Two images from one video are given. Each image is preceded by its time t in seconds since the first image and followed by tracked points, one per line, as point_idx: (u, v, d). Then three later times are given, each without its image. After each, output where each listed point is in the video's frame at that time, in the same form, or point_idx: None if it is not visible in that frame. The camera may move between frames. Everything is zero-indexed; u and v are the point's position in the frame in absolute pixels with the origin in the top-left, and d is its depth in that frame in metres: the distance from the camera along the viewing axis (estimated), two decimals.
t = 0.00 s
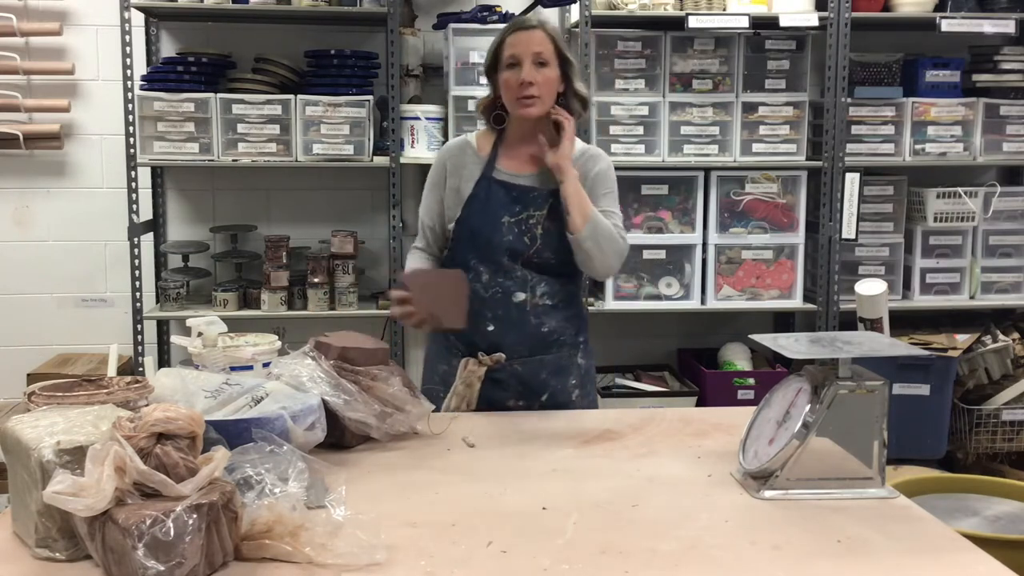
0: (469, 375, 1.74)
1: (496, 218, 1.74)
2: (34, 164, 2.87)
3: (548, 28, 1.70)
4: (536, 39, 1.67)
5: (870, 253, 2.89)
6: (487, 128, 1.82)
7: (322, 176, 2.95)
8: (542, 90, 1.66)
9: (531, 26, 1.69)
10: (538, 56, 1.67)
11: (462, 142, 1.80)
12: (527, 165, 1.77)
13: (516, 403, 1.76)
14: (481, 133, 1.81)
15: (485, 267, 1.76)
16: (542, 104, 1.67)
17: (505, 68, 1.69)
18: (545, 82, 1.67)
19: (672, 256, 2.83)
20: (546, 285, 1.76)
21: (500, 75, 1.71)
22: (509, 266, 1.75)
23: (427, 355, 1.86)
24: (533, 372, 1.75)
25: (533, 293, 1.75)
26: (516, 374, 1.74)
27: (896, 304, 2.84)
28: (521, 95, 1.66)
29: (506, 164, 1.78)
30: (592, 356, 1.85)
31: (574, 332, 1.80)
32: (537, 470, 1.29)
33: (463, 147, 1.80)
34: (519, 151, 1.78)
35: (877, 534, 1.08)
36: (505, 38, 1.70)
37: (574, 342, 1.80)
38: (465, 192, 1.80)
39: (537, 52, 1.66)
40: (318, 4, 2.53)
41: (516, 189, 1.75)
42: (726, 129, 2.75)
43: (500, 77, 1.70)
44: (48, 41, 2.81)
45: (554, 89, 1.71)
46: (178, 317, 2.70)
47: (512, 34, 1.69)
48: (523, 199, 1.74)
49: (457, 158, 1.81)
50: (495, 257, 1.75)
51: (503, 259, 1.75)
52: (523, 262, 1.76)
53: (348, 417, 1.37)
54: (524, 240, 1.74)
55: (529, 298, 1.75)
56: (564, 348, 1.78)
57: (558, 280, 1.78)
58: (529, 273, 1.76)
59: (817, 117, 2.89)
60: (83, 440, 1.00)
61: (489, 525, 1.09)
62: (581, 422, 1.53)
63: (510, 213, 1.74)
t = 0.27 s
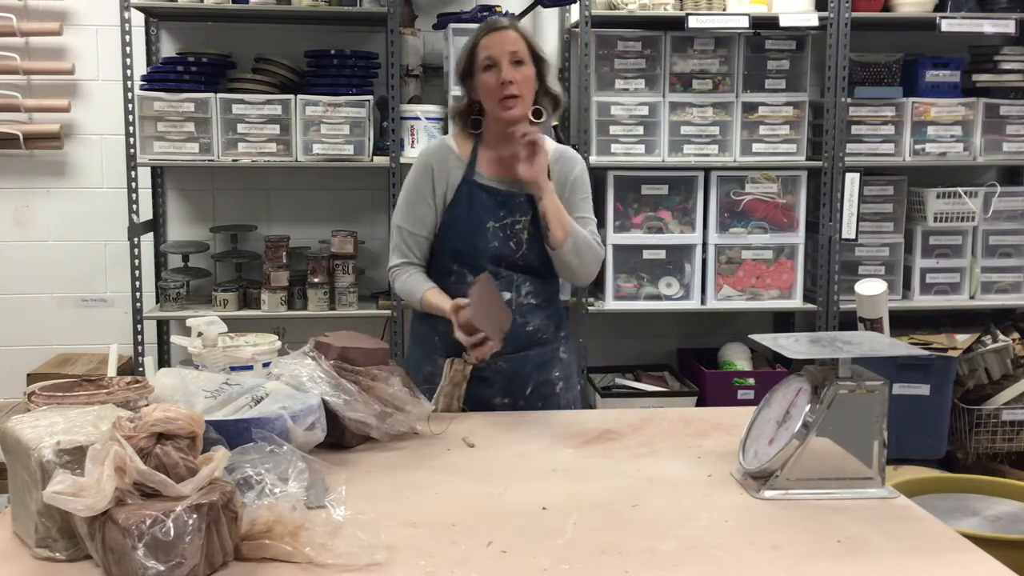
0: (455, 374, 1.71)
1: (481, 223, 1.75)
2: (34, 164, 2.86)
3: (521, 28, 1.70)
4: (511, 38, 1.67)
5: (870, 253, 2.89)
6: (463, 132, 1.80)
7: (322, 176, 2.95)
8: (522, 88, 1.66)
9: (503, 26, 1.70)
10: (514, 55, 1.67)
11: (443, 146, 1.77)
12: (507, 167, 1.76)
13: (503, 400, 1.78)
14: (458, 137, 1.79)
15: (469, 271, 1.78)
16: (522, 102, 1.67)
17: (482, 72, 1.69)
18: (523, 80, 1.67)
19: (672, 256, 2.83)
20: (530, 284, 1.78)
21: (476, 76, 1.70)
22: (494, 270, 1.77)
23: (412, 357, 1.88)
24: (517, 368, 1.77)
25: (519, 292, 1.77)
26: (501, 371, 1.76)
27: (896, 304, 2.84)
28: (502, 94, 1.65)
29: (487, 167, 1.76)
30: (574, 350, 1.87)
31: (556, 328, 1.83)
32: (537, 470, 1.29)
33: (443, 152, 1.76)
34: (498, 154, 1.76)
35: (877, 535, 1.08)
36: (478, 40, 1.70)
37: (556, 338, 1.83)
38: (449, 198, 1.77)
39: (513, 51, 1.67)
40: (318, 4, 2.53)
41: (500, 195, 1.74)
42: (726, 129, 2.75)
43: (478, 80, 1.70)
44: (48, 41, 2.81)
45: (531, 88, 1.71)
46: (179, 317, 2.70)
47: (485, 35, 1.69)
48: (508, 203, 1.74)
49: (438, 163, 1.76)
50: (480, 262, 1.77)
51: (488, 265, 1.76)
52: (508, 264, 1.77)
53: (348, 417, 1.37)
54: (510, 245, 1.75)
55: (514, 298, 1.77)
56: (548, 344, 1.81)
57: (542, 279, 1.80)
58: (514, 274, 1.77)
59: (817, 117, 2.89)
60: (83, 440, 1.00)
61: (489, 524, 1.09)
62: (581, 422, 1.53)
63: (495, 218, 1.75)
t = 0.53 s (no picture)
0: (465, 375, 1.74)
1: (487, 220, 1.76)
2: (34, 164, 2.87)
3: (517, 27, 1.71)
4: (507, 38, 1.69)
5: (870, 253, 2.89)
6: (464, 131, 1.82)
7: (322, 176, 2.95)
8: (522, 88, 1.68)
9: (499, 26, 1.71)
10: (512, 55, 1.68)
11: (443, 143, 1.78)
12: (510, 164, 1.78)
13: (512, 401, 1.77)
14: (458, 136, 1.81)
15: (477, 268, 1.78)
16: (522, 102, 1.70)
17: (481, 72, 1.70)
18: (522, 80, 1.68)
19: (672, 256, 2.83)
20: (539, 282, 1.78)
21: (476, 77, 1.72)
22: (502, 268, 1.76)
23: (417, 356, 1.86)
24: (527, 368, 1.77)
25: (526, 290, 1.77)
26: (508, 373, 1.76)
27: (896, 304, 2.84)
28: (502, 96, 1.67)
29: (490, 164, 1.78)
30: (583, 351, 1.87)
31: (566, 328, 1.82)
32: (537, 470, 1.29)
33: (444, 149, 1.78)
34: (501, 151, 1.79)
35: (877, 535, 1.08)
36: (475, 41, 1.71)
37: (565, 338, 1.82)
38: (452, 194, 1.78)
39: (510, 51, 1.68)
40: (318, 4, 2.53)
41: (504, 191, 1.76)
42: (726, 129, 2.75)
43: (476, 81, 1.71)
44: (48, 41, 2.81)
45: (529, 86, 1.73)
46: (179, 317, 2.70)
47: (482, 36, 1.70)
48: (512, 200, 1.76)
49: (441, 159, 1.77)
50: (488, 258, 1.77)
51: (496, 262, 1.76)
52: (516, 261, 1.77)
53: (348, 418, 1.37)
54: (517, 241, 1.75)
55: (522, 295, 1.77)
56: (557, 345, 1.80)
57: (550, 276, 1.80)
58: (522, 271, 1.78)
59: (817, 117, 2.89)
60: (83, 440, 1.00)
61: (489, 524, 1.09)
62: (582, 423, 1.53)
63: (500, 215, 1.76)
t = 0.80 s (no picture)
0: (485, 373, 1.71)
1: (508, 217, 1.75)
2: (34, 165, 2.87)
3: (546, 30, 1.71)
4: (536, 41, 1.69)
5: (870, 253, 2.89)
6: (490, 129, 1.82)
7: (322, 176, 2.95)
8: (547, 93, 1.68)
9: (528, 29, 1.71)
10: (539, 59, 1.69)
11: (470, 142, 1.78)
12: (533, 165, 1.78)
13: (534, 401, 1.78)
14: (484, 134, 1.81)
15: (497, 267, 1.78)
16: (547, 106, 1.70)
17: (508, 74, 1.71)
18: (548, 84, 1.69)
19: (672, 256, 2.83)
20: (560, 280, 1.78)
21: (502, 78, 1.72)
22: (522, 265, 1.77)
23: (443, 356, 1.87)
24: (550, 368, 1.77)
25: (548, 289, 1.77)
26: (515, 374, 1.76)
27: (896, 304, 2.84)
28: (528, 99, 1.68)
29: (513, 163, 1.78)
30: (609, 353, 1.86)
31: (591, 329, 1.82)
32: (537, 470, 1.29)
33: (471, 147, 1.78)
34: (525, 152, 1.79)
35: (877, 535, 1.08)
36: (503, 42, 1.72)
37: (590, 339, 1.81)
38: (476, 193, 1.77)
39: (537, 55, 1.68)
40: (318, 4, 2.53)
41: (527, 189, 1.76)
42: (726, 129, 2.75)
43: (503, 82, 1.72)
44: (48, 41, 2.81)
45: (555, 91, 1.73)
46: (178, 317, 2.70)
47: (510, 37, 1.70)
48: (536, 198, 1.75)
49: (467, 158, 1.77)
50: (508, 256, 1.77)
51: (516, 259, 1.77)
52: (536, 260, 1.77)
53: (348, 418, 1.37)
54: (538, 238, 1.76)
55: (543, 294, 1.77)
56: (582, 345, 1.80)
57: (573, 275, 1.80)
58: (544, 269, 1.78)
59: (817, 117, 2.89)
60: (83, 440, 1.00)
61: (489, 524, 1.09)
62: (582, 423, 1.53)
63: (522, 212, 1.75)
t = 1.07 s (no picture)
0: (508, 372, 1.67)
1: (532, 218, 1.75)
2: (34, 165, 2.87)
3: (579, 37, 1.70)
4: (567, 50, 1.68)
5: (870, 252, 2.89)
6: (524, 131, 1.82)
7: (322, 176, 2.95)
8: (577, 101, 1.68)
9: (561, 36, 1.70)
10: (570, 67, 1.68)
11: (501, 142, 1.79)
12: (563, 169, 1.77)
13: (558, 402, 1.77)
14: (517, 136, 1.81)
15: (522, 267, 1.78)
16: (575, 114, 1.69)
17: (538, 80, 1.71)
18: (577, 93, 1.68)
19: (672, 257, 2.83)
20: (586, 281, 1.75)
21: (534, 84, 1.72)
22: (545, 266, 1.76)
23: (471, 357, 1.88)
24: (574, 369, 1.77)
25: (572, 290, 1.75)
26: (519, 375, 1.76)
27: (897, 304, 2.84)
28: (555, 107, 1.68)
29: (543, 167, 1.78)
30: (638, 355, 1.83)
31: (619, 331, 1.80)
32: (537, 470, 1.29)
33: (501, 148, 1.78)
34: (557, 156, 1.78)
35: (877, 535, 1.08)
36: (536, 48, 1.72)
37: (617, 340, 1.79)
38: (505, 194, 1.77)
39: (567, 63, 1.68)
40: (318, 4, 2.53)
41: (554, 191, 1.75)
42: (725, 129, 2.75)
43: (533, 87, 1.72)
44: (48, 41, 2.81)
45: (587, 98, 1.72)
46: (177, 317, 2.70)
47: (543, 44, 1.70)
48: (563, 200, 1.75)
49: (498, 158, 1.77)
50: (533, 257, 1.77)
51: (538, 260, 1.77)
52: (560, 261, 1.77)
53: (349, 418, 1.37)
54: (561, 240, 1.76)
55: (568, 295, 1.75)
56: (608, 348, 1.78)
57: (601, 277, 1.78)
58: (569, 271, 1.77)
59: (817, 117, 2.89)
60: (84, 440, 1.00)
61: (489, 524, 1.09)
62: (583, 422, 1.53)
63: (548, 214, 1.75)
